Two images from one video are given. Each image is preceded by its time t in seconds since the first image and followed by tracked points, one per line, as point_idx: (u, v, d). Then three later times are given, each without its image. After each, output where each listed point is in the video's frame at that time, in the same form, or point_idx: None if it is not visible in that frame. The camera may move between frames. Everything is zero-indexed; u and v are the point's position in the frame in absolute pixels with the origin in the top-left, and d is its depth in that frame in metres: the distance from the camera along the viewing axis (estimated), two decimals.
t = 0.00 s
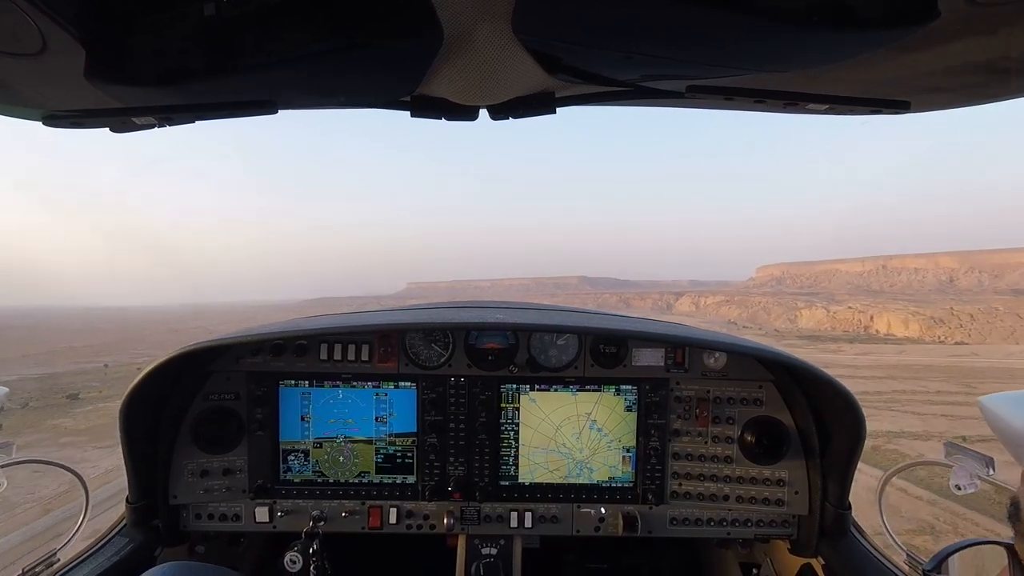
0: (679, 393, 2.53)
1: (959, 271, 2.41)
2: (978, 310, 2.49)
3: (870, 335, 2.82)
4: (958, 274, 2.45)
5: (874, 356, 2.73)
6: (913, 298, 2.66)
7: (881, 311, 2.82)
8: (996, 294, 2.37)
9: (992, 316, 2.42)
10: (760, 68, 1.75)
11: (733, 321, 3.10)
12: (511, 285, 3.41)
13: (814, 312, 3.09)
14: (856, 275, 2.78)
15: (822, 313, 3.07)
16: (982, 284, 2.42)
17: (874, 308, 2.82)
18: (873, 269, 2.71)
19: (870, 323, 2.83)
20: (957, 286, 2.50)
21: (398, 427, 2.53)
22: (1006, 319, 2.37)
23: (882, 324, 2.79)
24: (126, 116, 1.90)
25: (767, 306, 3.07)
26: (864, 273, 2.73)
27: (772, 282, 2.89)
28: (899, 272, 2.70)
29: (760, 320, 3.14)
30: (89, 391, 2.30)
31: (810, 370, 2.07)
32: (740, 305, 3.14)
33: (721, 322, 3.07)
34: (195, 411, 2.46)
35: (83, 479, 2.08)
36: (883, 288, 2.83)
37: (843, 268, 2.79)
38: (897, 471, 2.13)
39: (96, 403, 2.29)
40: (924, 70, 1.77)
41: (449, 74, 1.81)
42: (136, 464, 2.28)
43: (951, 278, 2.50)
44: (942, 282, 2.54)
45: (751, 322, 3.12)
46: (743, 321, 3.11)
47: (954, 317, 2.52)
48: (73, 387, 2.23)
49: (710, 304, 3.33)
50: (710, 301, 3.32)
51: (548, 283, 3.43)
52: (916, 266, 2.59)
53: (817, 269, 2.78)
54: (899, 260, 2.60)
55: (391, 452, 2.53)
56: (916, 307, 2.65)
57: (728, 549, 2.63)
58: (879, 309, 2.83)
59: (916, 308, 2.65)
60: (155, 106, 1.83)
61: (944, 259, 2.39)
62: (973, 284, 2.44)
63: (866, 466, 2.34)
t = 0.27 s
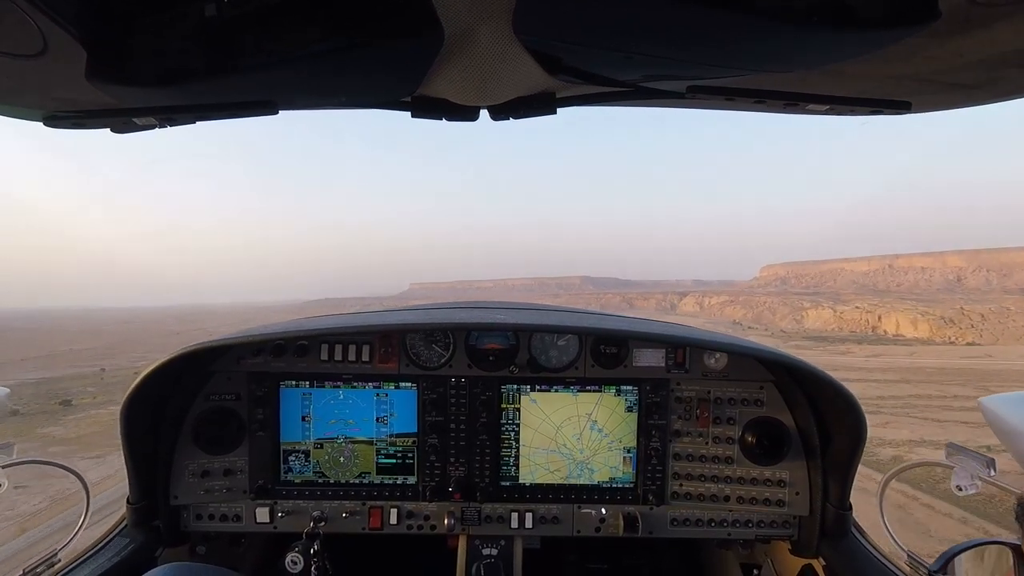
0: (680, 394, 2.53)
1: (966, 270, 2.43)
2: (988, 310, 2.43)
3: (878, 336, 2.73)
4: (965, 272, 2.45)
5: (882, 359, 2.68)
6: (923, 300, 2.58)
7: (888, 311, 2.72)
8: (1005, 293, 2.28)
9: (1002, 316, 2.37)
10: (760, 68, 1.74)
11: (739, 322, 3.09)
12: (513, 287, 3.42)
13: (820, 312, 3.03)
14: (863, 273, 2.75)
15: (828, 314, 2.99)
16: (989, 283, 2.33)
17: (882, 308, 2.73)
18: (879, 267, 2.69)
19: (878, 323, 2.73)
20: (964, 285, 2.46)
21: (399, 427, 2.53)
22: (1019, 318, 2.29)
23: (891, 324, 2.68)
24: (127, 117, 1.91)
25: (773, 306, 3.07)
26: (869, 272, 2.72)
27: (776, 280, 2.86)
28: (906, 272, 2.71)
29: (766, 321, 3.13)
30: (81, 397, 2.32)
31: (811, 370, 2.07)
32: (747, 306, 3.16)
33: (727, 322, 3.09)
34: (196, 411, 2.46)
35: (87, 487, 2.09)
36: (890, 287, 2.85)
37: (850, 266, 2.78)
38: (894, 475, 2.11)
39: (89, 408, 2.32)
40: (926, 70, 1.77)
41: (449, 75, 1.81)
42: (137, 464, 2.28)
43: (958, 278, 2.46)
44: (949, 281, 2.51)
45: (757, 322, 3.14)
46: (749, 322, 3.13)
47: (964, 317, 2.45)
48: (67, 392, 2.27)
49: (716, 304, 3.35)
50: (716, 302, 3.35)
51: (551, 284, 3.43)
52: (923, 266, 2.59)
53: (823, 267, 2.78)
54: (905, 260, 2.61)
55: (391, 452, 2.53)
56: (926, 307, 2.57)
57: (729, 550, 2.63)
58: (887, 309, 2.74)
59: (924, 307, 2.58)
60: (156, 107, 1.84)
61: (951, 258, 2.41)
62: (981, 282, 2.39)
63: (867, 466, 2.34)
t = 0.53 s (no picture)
0: (682, 394, 2.53)
1: (973, 269, 2.29)
2: (998, 311, 2.33)
3: (885, 338, 2.62)
4: (972, 272, 2.29)
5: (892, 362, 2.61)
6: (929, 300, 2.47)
7: (896, 312, 2.60)
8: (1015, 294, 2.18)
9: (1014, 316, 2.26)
10: (763, 69, 1.74)
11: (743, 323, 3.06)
12: (516, 288, 3.42)
13: (827, 312, 2.94)
14: (868, 272, 2.68)
15: (835, 314, 2.90)
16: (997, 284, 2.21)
17: (889, 308, 2.61)
18: (884, 267, 2.64)
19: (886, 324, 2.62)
20: (973, 285, 2.32)
21: (401, 428, 2.53)
22: None
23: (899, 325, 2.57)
24: (130, 118, 1.91)
25: (779, 306, 2.98)
26: (875, 272, 2.66)
27: (781, 281, 2.82)
28: (912, 272, 2.60)
29: (771, 322, 3.05)
30: (74, 401, 2.22)
31: (814, 370, 2.07)
32: (751, 306, 3.06)
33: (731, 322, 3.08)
34: (199, 411, 2.46)
35: (91, 487, 2.12)
36: (897, 287, 2.73)
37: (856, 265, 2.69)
38: (899, 470, 2.14)
39: (79, 414, 2.22)
40: (929, 70, 1.77)
41: (452, 75, 1.81)
42: (140, 464, 2.28)
43: (964, 277, 2.34)
44: (957, 281, 2.38)
45: (762, 323, 3.03)
46: (753, 322, 3.03)
47: (972, 318, 2.35)
48: (59, 398, 2.12)
49: (720, 305, 3.27)
50: (720, 301, 3.25)
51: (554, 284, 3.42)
52: (929, 266, 2.46)
53: (825, 267, 2.73)
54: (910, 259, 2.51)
55: (394, 452, 2.53)
56: (933, 308, 2.45)
57: (732, 550, 2.62)
58: (895, 309, 2.61)
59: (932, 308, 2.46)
60: (159, 107, 1.84)
61: (957, 257, 2.32)
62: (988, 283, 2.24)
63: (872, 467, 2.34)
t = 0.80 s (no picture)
0: (686, 394, 2.53)
1: (979, 270, 2.34)
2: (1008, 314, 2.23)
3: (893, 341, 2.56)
4: (978, 273, 2.36)
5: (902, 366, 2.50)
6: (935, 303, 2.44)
7: (903, 314, 2.57)
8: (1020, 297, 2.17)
9: None
10: (767, 68, 1.74)
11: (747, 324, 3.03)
12: (518, 288, 3.42)
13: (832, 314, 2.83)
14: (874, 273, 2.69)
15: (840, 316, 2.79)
16: (1003, 286, 2.23)
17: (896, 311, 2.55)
18: (890, 269, 2.64)
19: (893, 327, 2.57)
20: (978, 286, 2.35)
21: (405, 427, 2.54)
22: None
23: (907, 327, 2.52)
24: (135, 117, 1.92)
25: (783, 308, 2.92)
26: (880, 273, 2.67)
27: (784, 282, 2.84)
28: (917, 273, 2.57)
29: (774, 323, 3.00)
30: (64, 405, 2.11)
31: (818, 370, 2.06)
32: (753, 306, 3.01)
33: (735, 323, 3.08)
34: (203, 411, 2.47)
35: (96, 487, 2.12)
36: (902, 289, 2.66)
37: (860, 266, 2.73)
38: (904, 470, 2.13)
39: (68, 419, 2.11)
40: (934, 69, 1.76)
41: (456, 74, 1.81)
42: (145, 463, 2.29)
43: (971, 279, 2.37)
44: (963, 282, 2.41)
45: (766, 325, 2.97)
46: (756, 324, 2.97)
47: (982, 321, 2.29)
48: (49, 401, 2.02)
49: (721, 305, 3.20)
50: (722, 302, 3.17)
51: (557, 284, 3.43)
52: (935, 267, 2.48)
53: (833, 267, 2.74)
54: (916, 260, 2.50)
55: (398, 451, 2.53)
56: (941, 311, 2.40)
57: (736, 550, 2.62)
58: (901, 311, 2.57)
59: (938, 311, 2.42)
60: (163, 107, 1.84)
61: (962, 258, 2.35)
62: (994, 284, 2.27)
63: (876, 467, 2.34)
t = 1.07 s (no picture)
0: (690, 393, 2.52)
1: (983, 273, 2.29)
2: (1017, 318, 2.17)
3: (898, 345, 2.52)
4: (982, 276, 2.30)
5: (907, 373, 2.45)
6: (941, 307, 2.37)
7: (909, 317, 2.52)
8: None
9: None
10: (771, 67, 1.74)
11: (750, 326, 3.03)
12: (521, 289, 3.42)
13: (836, 317, 2.77)
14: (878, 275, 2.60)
15: (844, 319, 2.75)
16: (1008, 289, 2.18)
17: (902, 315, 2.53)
18: (893, 271, 2.53)
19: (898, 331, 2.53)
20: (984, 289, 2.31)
21: (408, 426, 2.54)
22: None
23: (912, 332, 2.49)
24: (139, 117, 1.92)
25: (786, 311, 2.89)
26: (884, 275, 2.58)
27: (786, 283, 2.85)
28: (920, 276, 2.45)
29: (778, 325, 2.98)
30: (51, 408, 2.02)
31: (822, 369, 2.06)
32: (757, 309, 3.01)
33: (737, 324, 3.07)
34: (208, 409, 2.47)
35: (103, 486, 2.12)
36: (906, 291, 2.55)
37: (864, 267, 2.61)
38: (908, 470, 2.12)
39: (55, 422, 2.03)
40: (939, 67, 1.76)
41: (460, 74, 1.81)
42: (150, 461, 2.29)
43: (976, 281, 2.33)
44: (967, 285, 2.35)
45: (769, 327, 2.95)
46: (759, 326, 2.97)
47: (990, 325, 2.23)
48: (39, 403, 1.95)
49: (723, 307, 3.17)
50: (725, 304, 3.15)
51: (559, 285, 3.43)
52: (938, 270, 2.37)
53: (835, 269, 2.75)
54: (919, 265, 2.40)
55: (402, 450, 2.53)
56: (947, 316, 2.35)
57: (740, 549, 2.62)
58: (907, 315, 2.52)
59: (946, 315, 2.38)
60: (168, 107, 1.85)
61: (966, 262, 2.25)
62: (999, 288, 2.23)
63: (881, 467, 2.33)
